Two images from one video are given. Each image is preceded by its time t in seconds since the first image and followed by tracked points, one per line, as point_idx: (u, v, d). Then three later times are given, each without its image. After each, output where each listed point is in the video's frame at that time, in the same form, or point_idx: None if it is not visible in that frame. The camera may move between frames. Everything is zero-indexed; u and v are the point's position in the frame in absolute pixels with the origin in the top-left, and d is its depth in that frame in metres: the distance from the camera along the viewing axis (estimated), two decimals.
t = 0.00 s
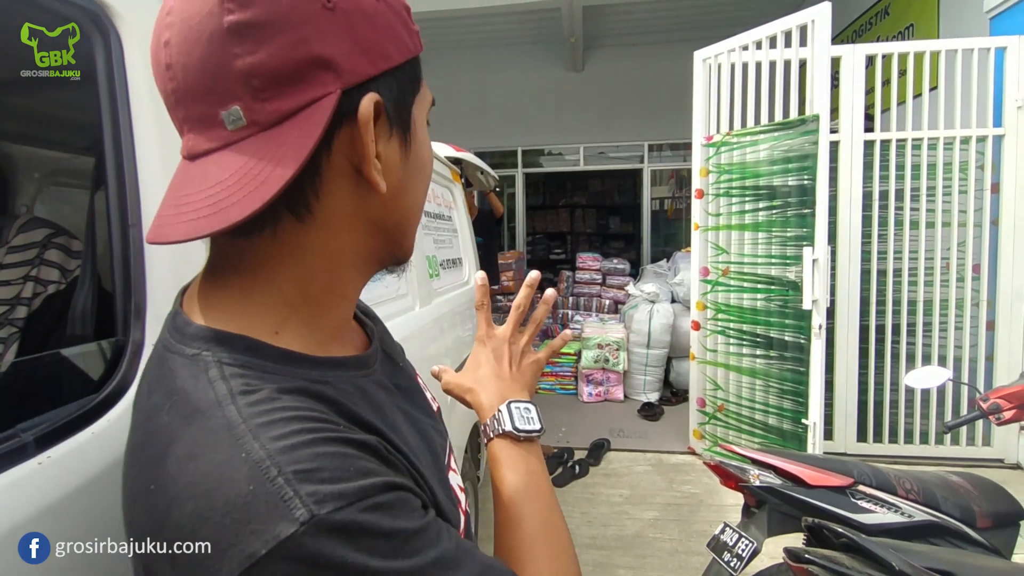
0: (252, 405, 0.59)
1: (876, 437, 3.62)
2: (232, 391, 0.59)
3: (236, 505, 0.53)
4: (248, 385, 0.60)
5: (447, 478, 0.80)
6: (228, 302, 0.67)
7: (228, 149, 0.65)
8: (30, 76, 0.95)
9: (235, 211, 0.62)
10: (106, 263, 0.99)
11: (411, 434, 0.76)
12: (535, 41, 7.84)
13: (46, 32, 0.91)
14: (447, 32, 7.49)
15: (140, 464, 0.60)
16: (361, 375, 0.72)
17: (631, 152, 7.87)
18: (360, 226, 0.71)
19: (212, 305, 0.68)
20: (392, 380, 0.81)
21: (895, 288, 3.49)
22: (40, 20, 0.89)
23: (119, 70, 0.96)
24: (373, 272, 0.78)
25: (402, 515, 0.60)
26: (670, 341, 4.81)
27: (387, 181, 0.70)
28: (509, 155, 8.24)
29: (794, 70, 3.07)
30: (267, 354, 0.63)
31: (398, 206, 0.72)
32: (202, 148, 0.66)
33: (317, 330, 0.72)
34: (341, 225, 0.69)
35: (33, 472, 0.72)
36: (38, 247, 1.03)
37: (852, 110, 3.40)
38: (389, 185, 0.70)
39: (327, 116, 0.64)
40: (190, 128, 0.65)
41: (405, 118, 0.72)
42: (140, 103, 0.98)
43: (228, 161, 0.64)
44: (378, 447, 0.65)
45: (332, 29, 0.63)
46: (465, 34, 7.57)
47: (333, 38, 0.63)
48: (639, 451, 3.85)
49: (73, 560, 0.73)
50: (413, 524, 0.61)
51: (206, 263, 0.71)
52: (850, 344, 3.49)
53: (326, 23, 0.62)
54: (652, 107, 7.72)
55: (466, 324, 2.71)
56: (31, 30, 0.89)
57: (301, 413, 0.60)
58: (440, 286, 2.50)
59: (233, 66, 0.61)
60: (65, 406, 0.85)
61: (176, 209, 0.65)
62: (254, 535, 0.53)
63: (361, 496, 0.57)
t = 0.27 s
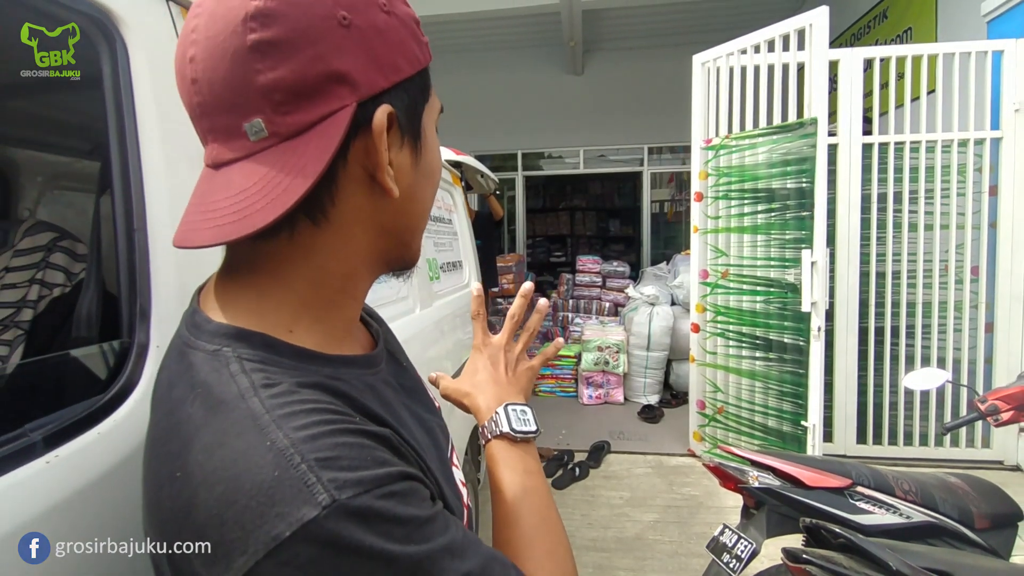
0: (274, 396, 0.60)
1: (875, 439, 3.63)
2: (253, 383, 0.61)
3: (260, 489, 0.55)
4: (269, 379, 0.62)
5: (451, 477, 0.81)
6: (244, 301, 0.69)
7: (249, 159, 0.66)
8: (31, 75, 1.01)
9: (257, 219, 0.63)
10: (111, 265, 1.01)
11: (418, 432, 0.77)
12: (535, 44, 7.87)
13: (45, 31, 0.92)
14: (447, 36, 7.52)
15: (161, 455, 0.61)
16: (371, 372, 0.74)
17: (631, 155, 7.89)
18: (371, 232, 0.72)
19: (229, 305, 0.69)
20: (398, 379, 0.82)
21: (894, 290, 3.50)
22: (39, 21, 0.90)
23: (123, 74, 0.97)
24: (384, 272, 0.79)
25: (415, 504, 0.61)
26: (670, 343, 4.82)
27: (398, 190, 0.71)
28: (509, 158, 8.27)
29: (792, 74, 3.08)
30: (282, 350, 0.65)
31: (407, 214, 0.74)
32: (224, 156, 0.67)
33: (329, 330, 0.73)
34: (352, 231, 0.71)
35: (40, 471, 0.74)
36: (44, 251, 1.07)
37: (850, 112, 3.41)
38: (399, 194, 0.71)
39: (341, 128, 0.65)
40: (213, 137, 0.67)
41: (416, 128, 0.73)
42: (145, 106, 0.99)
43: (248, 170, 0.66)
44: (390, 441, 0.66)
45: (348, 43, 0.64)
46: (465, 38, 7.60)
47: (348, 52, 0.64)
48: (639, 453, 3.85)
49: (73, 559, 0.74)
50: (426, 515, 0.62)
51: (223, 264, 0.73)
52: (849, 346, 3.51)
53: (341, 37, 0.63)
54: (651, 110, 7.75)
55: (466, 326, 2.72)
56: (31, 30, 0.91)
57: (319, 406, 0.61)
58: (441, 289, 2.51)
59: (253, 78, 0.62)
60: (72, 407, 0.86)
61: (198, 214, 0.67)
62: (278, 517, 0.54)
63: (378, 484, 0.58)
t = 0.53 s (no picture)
0: (284, 371, 0.62)
1: (875, 440, 3.64)
2: (266, 357, 0.63)
3: (257, 453, 0.56)
4: (280, 353, 0.64)
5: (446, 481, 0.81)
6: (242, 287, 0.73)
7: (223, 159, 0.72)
8: (31, 75, 1.03)
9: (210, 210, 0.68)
10: (116, 265, 1.02)
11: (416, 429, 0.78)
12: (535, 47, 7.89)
13: (45, 31, 0.92)
14: (448, 38, 7.54)
15: (176, 424, 0.64)
16: (373, 365, 0.75)
17: (631, 157, 7.90)
18: (333, 232, 0.69)
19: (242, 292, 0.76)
20: (401, 374, 0.84)
21: (893, 291, 3.51)
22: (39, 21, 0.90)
23: (127, 77, 0.98)
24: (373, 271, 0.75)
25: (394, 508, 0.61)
26: (670, 344, 4.83)
27: (347, 188, 0.66)
28: (509, 160, 8.28)
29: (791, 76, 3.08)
30: (295, 335, 0.68)
31: (368, 213, 0.67)
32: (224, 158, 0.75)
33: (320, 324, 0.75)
34: (315, 228, 0.69)
35: (46, 469, 0.75)
36: (48, 253, 1.08)
37: (849, 114, 3.42)
38: (352, 191, 0.66)
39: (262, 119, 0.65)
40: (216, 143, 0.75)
41: (369, 113, 0.66)
42: (149, 108, 1.00)
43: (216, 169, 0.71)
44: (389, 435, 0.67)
45: (286, 38, 0.62)
46: (465, 40, 7.62)
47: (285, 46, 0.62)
48: (639, 454, 3.86)
49: (73, 559, 0.74)
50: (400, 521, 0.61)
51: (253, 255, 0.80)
52: (849, 347, 3.51)
53: (281, 33, 0.62)
54: (651, 112, 7.76)
55: (466, 328, 2.73)
56: (32, 29, 0.90)
57: (326, 387, 0.63)
58: (441, 290, 2.52)
59: (193, 77, 0.65)
60: (78, 407, 0.87)
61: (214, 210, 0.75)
62: (266, 482, 0.55)
63: (363, 474, 0.58)
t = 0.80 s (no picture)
0: (254, 369, 0.62)
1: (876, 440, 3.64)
2: (239, 350, 0.64)
3: (197, 444, 0.56)
4: (257, 348, 0.64)
5: (434, 492, 0.77)
6: (241, 283, 0.75)
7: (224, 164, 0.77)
8: (31, 74, 1.02)
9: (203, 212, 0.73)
10: (119, 269, 1.02)
11: (399, 439, 0.75)
12: (534, 48, 7.90)
13: (45, 31, 0.91)
14: (447, 40, 7.55)
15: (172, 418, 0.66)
16: (366, 366, 0.75)
17: (631, 158, 7.91)
18: (284, 239, 0.68)
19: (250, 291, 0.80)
20: (397, 379, 0.83)
21: (893, 292, 3.51)
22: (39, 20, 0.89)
23: (131, 83, 0.98)
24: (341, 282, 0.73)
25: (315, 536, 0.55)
26: (670, 345, 4.82)
27: (283, 197, 0.66)
28: (509, 161, 8.29)
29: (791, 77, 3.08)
30: (285, 325, 0.69)
31: (307, 221, 0.66)
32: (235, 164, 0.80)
33: (316, 322, 0.75)
34: (271, 234, 0.69)
35: (51, 473, 0.75)
36: (51, 257, 1.09)
37: (848, 114, 3.43)
38: (290, 199, 0.65)
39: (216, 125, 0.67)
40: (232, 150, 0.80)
41: (306, 117, 0.65)
42: (152, 112, 1.00)
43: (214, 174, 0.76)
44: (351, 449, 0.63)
45: (228, 51, 0.64)
46: (465, 42, 7.63)
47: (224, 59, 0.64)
48: (640, 455, 3.86)
49: (73, 560, 0.74)
50: (316, 554, 0.55)
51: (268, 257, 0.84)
52: (849, 348, 3.52)
53: (225, 47, 0.65)
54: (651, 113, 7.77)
55: (466, 329, 2.73)
56: (32, 29, 0.90)
57: (290, 390, 0.61)
58: (441, 292, 2.52)
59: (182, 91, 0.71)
60: (83, 411, 0.87)
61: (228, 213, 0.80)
62: (187, 475, 0.54)
63: (278, 491, 0.54)
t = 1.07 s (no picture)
0: (228, 374, 0.63)
1: (878, 441, 3.64)
2: (221, 356, 0.65)
3: (161, 449, 0.57)
4: (235, 353, 0.65)
5: (425, 501, 0.76)
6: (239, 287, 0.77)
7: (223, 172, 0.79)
8: (31, 74, 1.00)
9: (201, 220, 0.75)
10: (121, 273, 1.03)
11: (389, 443, 0.75)
12: (534, 51, 7.91)
13: (45, 31, 0.89)
14: (447, 43, 7.57)
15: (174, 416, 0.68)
16: (358, 370, 0.75)
17: (631, 159, 7.92)
18: (265, 247, 0.69)
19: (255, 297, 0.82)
20: (396, 381, 0.83)
21: (894, 293, 3.51)
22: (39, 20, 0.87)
23: (134, 89, 0.99)
24: (327, 288, 0.73)
25: (266, 548, 0.55)
26: (670, 347, 4.82)
27: (259, 206, 0.66)
28: (509, 163, 8.30)
29: (790, 79, 3.08)
30: (271, 329, 0.69)
31: (282, 229, 0.67)
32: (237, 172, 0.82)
33: (309, 327, 0.75)
34: (254, 242, 0.70)
35: (54, 476, 0.75)
36: (53, 261, 1.09)
37: (847, 116, 3.43)
38: (265, 208, 0.66)
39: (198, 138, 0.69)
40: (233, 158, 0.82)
41: (276, 127, 0.65)
42: (155, 117, 1.01)
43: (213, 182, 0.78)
44: (325, 457, 0.63)
45: (203, 62, 0.66)
46: (464, 45, 7.64)
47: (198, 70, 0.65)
48: (641, 457, 3.86)
49: (71, 564, 0.74)
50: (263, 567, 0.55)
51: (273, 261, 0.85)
52: (850, 349, 3.51)
53: (200, 58, 0.66)
54: (651, 114, 7.77)
55: (467, 332, 2.73)
56: (32, 30, 0.88)
57: (259, 397, 0.61)
58: (442, 294, 2.52)
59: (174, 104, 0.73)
60: (88, 413, 0.87)
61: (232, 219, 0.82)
62: (147, 479, 0.55)
63: (226, 502, 0.54)
